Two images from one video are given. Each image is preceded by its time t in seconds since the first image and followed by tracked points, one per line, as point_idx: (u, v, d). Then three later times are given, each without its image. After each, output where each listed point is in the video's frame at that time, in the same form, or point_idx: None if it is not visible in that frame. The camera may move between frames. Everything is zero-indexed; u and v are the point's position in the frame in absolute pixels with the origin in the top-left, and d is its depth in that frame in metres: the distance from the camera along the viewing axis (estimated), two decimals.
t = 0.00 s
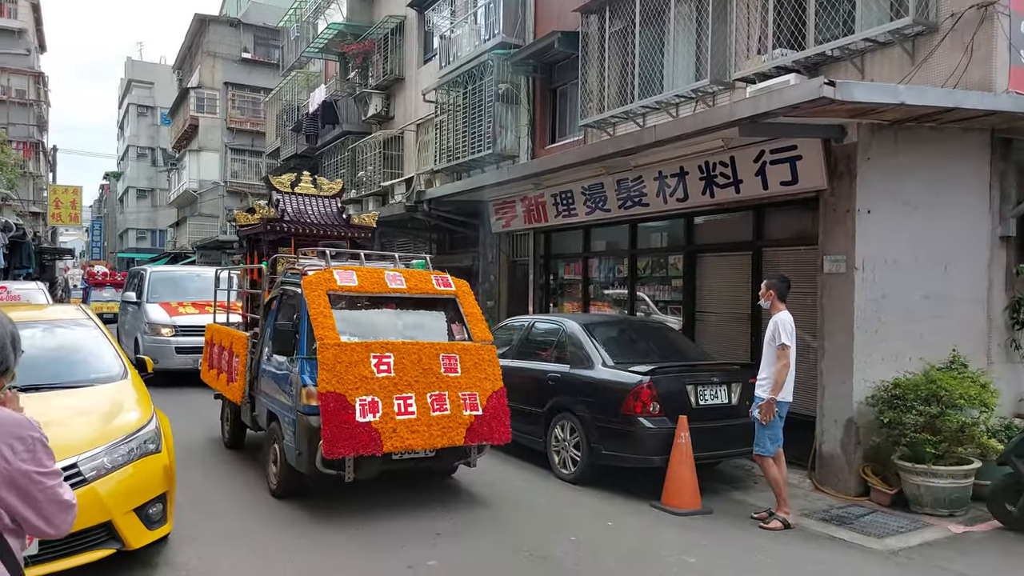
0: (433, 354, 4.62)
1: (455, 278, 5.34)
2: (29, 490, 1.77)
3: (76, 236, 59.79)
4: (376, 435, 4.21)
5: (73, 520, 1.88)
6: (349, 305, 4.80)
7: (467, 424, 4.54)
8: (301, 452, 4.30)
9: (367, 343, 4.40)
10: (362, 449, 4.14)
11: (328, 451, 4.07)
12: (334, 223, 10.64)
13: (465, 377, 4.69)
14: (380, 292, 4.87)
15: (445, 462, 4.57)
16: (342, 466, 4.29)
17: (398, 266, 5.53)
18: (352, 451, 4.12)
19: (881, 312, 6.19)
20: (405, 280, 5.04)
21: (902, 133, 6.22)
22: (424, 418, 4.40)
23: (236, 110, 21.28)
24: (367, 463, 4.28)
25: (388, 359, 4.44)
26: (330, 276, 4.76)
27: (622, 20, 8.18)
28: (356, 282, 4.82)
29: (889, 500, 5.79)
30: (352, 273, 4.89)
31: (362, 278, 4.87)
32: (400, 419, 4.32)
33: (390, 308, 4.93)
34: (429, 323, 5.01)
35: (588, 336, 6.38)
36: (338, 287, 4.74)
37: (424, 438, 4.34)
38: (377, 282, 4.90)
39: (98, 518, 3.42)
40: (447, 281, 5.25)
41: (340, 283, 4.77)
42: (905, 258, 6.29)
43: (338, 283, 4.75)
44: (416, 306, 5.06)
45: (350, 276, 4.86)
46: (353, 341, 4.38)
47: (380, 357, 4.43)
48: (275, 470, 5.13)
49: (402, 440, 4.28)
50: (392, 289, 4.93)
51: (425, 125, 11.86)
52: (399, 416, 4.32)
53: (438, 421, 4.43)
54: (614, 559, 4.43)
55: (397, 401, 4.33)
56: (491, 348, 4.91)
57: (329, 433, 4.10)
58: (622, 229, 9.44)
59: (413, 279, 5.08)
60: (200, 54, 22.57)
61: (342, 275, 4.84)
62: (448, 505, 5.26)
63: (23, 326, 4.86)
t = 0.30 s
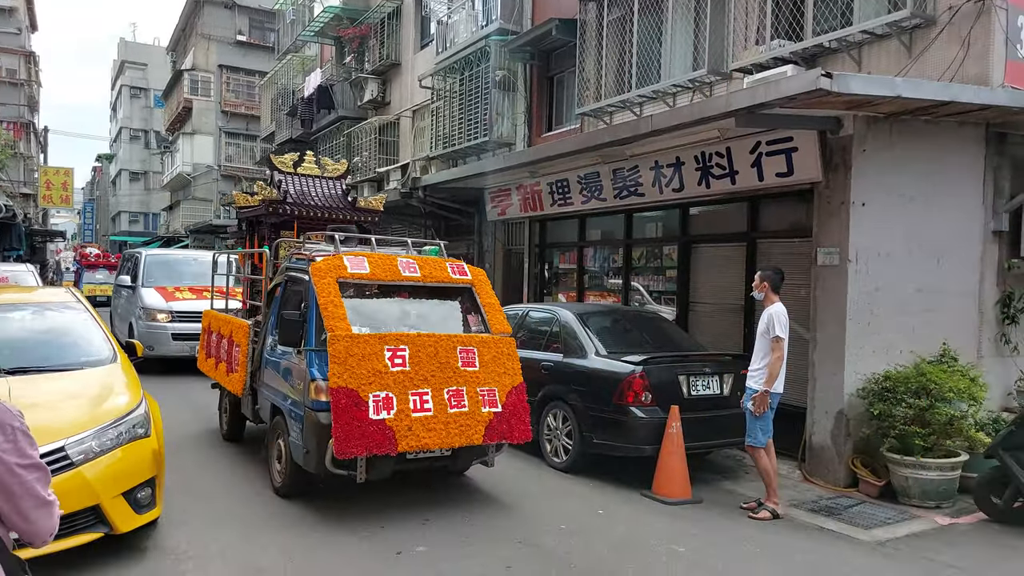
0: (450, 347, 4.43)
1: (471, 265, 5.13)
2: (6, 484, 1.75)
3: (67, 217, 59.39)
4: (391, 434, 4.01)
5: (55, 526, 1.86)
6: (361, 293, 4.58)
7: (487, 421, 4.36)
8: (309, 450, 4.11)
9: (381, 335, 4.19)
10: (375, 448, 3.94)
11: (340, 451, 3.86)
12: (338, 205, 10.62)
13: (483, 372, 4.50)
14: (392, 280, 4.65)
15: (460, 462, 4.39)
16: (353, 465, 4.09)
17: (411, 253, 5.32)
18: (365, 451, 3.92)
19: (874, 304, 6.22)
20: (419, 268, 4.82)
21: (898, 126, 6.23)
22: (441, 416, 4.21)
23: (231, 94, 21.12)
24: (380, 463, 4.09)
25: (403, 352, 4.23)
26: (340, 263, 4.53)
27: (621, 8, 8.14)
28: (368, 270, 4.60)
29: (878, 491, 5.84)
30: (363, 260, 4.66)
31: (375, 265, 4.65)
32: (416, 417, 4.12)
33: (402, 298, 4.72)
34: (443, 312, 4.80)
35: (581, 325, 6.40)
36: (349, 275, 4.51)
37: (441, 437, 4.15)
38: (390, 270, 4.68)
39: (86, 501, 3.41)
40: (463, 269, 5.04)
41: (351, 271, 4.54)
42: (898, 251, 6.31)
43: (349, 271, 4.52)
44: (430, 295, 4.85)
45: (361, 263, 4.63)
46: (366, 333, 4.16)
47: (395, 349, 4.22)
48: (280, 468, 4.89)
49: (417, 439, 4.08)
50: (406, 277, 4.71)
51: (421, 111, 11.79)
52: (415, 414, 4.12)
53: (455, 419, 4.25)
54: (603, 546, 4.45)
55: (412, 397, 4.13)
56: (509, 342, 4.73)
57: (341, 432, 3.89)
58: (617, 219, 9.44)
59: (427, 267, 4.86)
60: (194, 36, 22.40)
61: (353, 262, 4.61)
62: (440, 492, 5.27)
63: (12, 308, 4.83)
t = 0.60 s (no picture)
0: (467, 342, 4.24)
1: (485, 254, 4.92)
2: None
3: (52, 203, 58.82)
4: (406, 433, 3.80)
5: (34, 552, 1.66)
6: (371, 282, 4.36)
7: (505, 420, 4.17)
8: (317, 451, 3.87)
9: (394, 329, 3.99)
10: (389, 450, 3.73)
11: (352, 452, 3.64)
12: (340, 189, 10.48)
13: (501, 368, 4.32)
14: (403, 269, 4.43)
15: (477, 462, 4.19)
16: (365, 468, 3.86)
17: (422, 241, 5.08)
18: (378, 452, 3.70)
19: (861, 293, 6.26)
20: (431, 256, 4.60)
21: (887, 116, 6.25)
22: (458, 414, 4.02)
23: (218, 79, 20.93)
24: (394, 465, 3.87)
25: (417, 347, 4.03)
26: (348, 250, 4.31)
27: None
28: (378, 257, 4.38)
29: (862, 478, 5.90)
30: (373, 247, 4.44)
31: (385, 253, 4.42)
32: (432, 415, 3.92)
33: (412, 287, 4.49)
34: (457, 304, 4.59)
35: (571, 314, 6.40)
36: (358, 263, 4.29)
37: (458, 437, 3.95)
38: (401, 257, 4.46)
39: (70, 490, 3.40)
40: (477, 258, 4.83)
41: (360, 259, 4.32)
42: (886, 241, 6.35)
43: (357, 259, 4.30)
44: (443, 285, 4.63)
45: (370, 250, 4.40)
46: (378, 327, 3.96)
47: (408, 344, 4.02)
48: (283, 470, 4.66)
49: (434, 439, 3.87)
50: (417, 265, 4.49)
51: (410, 98, 11.73)
52: (430, 412, 3.92)
53: (473, 417, 4.05)
54: (591, 533, 4.49)
55: (427, 394, 3.93)
56: (527, 335, 4.54)
57: (352, 432, 3.67)
58: (607, 208, 9.45)
59: (440, 255, 4.64)
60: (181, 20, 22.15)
61: (362, 249, 4.38)
62: (430, 481, 5.28)
63: None
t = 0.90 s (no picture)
0: (493, 341, 3.92)
1: (506, 247, 4.61)
2: None
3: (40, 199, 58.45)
4: (431, 442, 3.50)
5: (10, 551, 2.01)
6: (388, 278, 4.04)
7: (535, 426, 3.87)
8: (332, 461, 3.56)
9: (416, 328, 3.67)
10: (413, 460, 3.44)
11: (374, 464, 3.35)
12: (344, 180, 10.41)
13: (529, 368, 4.00)
14: (422, 264, 4.09)
15: (505, 470, 3.89)
16: (386, 479, 3.58)
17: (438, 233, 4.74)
18: (402, 463, 3.41)
19: (850, 285, 6.28)
20: (451, 249, 4.27)
21: (875, 107, 6.26)
22: (485, 420, 3.71)
23: (205, 72, 20.81)
24: (417, 475, 3.58)
25: (442, 347, 3.72)
26: (363, 244, 3.97)
27: None
28: (395, 251, 4.04)
29: (852, 468, 5.93)
30: (389, 240, 4.10)
31: (402, 246, 4.08)
32: (458, 422, 3.61)
33: (431, 284, 4.16)
34: (478, 301, 4.28)
35: (562, 306, 6.39)
36: (374, 257, 3.95)
37: (486, 445, 3.65)
38: (420, 251, 4.12)
39: (58, 488, 3.38)
40: (498, 252, 4.51)
41: (376, 253, 3.98)
42: (874, 232, 6.36)
43: (373, 252, 3.96)
44: (463, 281, 4.31)
45: (386, 243, 4.06)
46: (399, 326, 3.64)
47: (431, 344, 3.70)
48: (294, 479, 4.35)
49: (460, 448, 3.57)
50: (436, 260, 4.15)
51: (399, 91, 11.68)
52: (456, 418, 3.62)
53: (501, 423, 3.75)
54: (583, 525, 4.49)
55: (453, 399, 3.62)
56: (555, 333, 4.23)
57: (374, 441, 3.37)
58: (597, 200, 9.43)
59: (460, 249, 4.31)
60: (167, 13, 21.96)
61: (378, 242, 4.04)
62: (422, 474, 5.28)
63: None
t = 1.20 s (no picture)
0: (525, 337, 3.70)
1: (533, 236, 4.39)
2: None
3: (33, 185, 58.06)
4: (461, 445, 3.29)
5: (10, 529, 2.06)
6: (410, 268, 3.81)
7: (569, 427, 3.65)
8: (354, 465, 3.32)
9: (444, 322, 3.44)
10: (442, 464, 3.22)
11: (402, 470, 3.13)
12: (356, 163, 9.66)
13: (562, 366, 3.77)
14: (446, 253, 3.85)
15: (537, 474, 3.66)
16: (411, 485, 3.34)
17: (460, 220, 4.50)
18: (431, 468, 3.19)
19: (845, 274, 6.28)
20: (476, 237, 4.04)
21: (872, 95, 6.25)
22: (518, 421, 3.50)
23: (199, 58, 20.66)
24: (444, 481, 3.34)
25: (471, 343, 3.49)
26: (384, 230, 3.75)
27: None
28: (418, 239, 3.82)
29: (845, 456, 5.97)
30: (411, 227, 3.89)
31: (425, 234, 3.87)
32: (489, 423, 3.40)
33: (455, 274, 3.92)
34: (505, 294, 4.05)
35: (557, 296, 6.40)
36: (396, 245, 3.73)
37: (519, 448, 3.43)
38: (443, 239, 3.89)
39: (51, 475, 3.38)
40: (525, 240, 4.29)
41: (398, 241, 3.76)
42: (870, 220, 6.36)
43: (395, 241, 3.74)
44: (489, 271, 4.08)
45: (409, 231, 3.85)
46: (426, 320, 3.41)
47: (460, 339, 3.48)
48: (309, 483, 4.10)
49: (492, 451, 3.36)
50: (461, 248, 3.91)
51: (394, 77, 11.62)
52: (487, 419, 3.40)
53: (534, 424, 3.53)
54: (578, 512, 4.52)
55: (484, 398, 3.40)
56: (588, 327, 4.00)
57: (401, 444, 3.16)
58: (593, 188, 9.40)
59: (486, 237, 4.09)
60: None
61: (400, 230, 3.83)
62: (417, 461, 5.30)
63: None
